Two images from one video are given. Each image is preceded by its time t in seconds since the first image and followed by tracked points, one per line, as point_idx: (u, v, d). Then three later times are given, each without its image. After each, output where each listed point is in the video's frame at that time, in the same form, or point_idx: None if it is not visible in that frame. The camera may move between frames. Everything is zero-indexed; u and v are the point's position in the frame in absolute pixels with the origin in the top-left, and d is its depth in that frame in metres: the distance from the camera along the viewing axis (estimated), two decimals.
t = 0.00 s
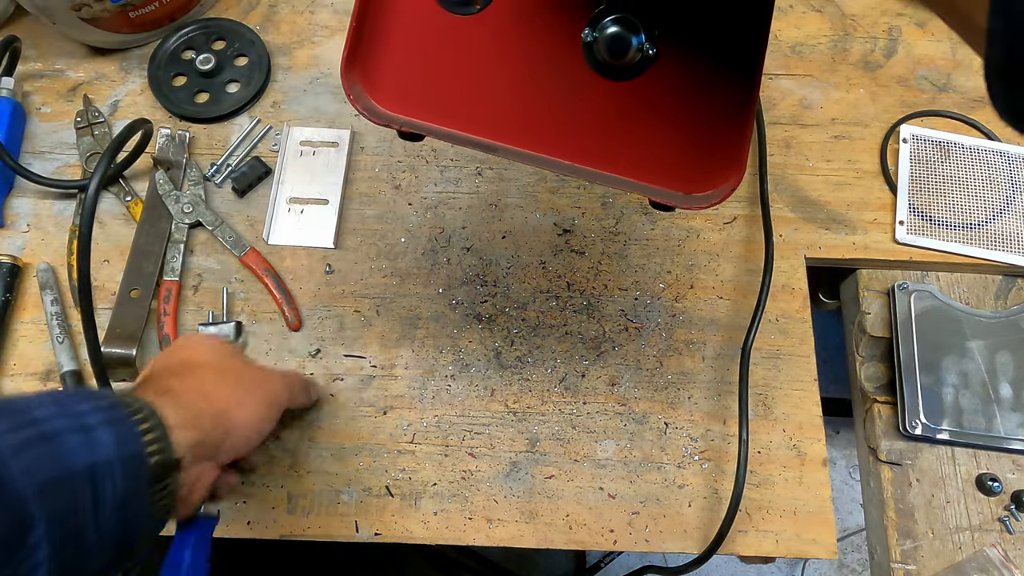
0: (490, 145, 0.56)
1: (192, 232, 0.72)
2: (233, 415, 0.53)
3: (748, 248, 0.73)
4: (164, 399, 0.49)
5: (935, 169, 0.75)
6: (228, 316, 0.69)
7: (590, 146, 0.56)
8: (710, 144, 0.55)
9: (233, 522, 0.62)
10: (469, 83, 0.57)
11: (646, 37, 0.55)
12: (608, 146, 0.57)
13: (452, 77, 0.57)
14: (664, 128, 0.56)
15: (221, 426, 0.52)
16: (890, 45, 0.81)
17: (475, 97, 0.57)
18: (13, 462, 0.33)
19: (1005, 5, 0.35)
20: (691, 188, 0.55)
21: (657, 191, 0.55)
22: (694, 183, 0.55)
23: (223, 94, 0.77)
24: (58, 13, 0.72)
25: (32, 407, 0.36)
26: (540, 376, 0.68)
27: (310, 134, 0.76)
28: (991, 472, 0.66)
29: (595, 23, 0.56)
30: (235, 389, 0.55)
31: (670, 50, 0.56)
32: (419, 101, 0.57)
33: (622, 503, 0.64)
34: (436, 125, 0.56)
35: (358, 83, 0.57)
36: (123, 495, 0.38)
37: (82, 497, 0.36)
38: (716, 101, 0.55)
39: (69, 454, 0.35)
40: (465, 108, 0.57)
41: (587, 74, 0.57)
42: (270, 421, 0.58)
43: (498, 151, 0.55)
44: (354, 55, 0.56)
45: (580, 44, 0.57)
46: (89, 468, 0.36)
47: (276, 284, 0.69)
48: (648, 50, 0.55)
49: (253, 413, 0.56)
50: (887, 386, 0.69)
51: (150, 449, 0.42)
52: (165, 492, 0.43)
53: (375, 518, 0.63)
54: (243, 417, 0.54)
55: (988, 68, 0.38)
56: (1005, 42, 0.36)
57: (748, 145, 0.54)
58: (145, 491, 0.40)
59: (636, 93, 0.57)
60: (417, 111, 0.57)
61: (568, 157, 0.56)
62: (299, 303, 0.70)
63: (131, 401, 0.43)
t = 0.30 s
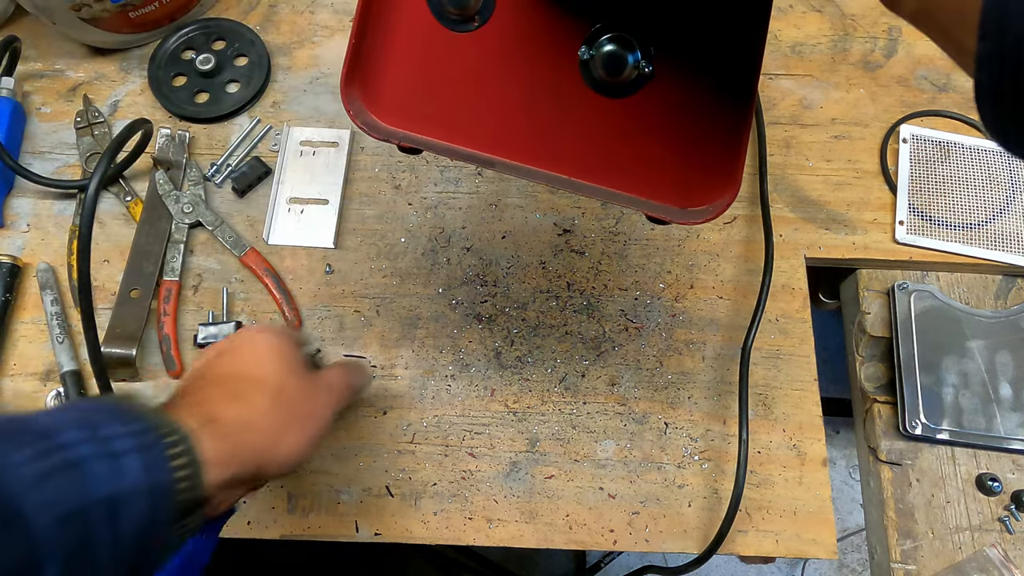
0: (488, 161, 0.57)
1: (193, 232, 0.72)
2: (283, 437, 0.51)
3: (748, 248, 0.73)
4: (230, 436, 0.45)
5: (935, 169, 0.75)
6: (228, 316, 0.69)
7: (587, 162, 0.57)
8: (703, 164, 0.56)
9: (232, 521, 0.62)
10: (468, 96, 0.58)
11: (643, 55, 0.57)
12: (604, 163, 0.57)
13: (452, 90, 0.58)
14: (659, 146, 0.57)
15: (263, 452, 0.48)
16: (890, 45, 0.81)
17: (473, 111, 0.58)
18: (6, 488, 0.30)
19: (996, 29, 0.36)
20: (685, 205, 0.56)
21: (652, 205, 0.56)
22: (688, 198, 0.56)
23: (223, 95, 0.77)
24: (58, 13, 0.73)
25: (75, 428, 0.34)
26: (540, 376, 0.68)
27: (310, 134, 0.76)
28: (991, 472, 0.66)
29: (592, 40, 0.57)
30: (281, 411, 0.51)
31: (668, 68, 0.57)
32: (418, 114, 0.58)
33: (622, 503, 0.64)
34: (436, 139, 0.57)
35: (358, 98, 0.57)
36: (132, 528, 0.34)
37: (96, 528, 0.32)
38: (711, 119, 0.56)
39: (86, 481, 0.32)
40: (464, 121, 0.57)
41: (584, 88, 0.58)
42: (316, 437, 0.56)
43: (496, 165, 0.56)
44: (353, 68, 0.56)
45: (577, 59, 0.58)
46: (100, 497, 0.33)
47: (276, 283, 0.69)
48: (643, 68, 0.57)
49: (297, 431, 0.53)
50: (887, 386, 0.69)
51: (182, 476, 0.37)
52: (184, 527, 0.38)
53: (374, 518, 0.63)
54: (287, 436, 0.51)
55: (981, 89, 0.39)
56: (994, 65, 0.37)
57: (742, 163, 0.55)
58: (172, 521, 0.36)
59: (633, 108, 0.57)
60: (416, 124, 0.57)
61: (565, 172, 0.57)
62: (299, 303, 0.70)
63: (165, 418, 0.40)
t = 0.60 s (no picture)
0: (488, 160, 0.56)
1: (193, 231, 0.72)
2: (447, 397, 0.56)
3: (748, 248, 0.73)
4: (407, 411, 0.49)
5: (935, 169, 0.75)
6: (228, 316, 0.69)
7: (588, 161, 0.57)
8: (703, 164, 0.56)
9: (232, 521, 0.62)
10: (470, 95, 0.57)
11: (644, 54, 0.57)
12: (605, 162, 0.57)
13: (453, 89, 0.57)
14: (660, 146, 0.57)
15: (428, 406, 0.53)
16: (890, 45, 0.81)
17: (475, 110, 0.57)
18: (248, 402, 0.34)
19: (998, 24, 0.36)
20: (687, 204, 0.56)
21: (653, 205, 0.56)
22: (689, 197, 0.56)
23: (223, 95, 0.77)
24: (58, 12, 0.73)
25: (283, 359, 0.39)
26: (540, 376, 0.68)
27: (310, 134, 0.76)
28: (991, 472, 0.66)
29: (593, 40, 0.57)
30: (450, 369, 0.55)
31: (667, 68, 0.57)
32: (419, 114, 0.57)
33: (622, 503, 0.64)
34: (436, 138, 0.57)
35: (357, 96, 0.56)
36: (324, 452, 0.39)
37: (303, 449, 0.37)
38: (710, 119, 0.56)
39: (297, 409, 0.37)
40: (465, 121, 0.57)
41: (584, 87, 0.58)
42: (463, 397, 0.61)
43: (496, 164, 0.55)
44: (353, 66, 0.56)
45: (577, 58, 0.58)
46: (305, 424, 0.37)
47: (276, 283, 0.69)
48: (644, 66, 0.57)
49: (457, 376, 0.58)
50: (886, 386, 0.69)
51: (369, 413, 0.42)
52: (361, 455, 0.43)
53: (375, 518, 0.63)
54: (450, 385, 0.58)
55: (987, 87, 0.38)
56: (998, 61, 0.37)
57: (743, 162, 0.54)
58: (349, 451, 0.41)
59: (633, 107, 0.57)
60: (417, 123, 0.57)
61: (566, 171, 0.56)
62: (299, 303, 0.70)
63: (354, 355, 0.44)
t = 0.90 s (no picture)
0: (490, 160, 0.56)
1: (193, 232, 0.72)
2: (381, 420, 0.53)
3: (748, 248, 0.73)
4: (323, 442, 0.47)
5: (935, 169, 0.75)
6: (228, 316, 0.69)
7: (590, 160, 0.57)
8: (704, 160, 0.56)
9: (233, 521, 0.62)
10: (471, 95, 0.57)
11: (642, 53, 0.57)
12: (609, 160, 0.57)
13: (455, 89, 0.57)
14: (661, 142, 0.57)
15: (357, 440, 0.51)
16: (890, 45, 0.81)
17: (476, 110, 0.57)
18: (161, 442, 0.33)
19: (1001, 13, 0.38)
20: (688, 202, 0.56)
21: (653, 204, 0.55)
22: (689, 196, 0.56)
23: (223, 95, 0.77)
24: (58, 12, 0.73)
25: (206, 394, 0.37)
26: (540, 376, 0.68)
27: (310, 134, 0.76)
28: (991, 472, 0.66)
29: (592, 39, 0.57)
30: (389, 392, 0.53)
31: (667, 66, 0.57)
32: (419, 114, 0.57)
33: (622, 503, 0.64)
34: (435, 138, 0.56)
35: (357, 96, 0.56)
36: (241, 488, 0.38)
37: (216, 492, 0.36)
38: (710, 114, 0.56)
39: (216, 446, 0.36)
40: (466, 122, 0.57)
41: (584, 87, 0.58)
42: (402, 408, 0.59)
43: (496, 164, 0.55)
44: (353, 67, 0.56)
45: (576, 57, 0.58)
46: (225, 459, 0.36)
47: (275, 283, 0.69)
48: (643, 65, 0.57)
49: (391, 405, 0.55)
50: (886, 386, 0.69)
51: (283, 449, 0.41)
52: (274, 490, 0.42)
53: (375, 518, 0.63)
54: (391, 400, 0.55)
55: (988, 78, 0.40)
56: (1000, 52, 0.38)
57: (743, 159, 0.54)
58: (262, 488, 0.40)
59: (635, 106, 0.57)
60: (418, 123, 0.57)
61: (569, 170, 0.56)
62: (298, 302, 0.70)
63: (271, 387, 0.43)
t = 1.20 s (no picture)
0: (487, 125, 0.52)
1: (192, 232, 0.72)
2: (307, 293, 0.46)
3: (748, 248, 0.73)
4: (198, 376, 0.44)
5: (935, 169, 0.75)
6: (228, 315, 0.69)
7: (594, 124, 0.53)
8: (710, 127, 0.54)
9: (233, 521, 0.62)
10: (466, 55, 0.53)
11: (648, 16, 0.53)
12: (614, 124, 0.53)
13: (449, 51, 0.53)
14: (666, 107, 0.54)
15: (244, 343, 0.45)
16: (890, 45, 0.81)
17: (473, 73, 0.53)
18: None
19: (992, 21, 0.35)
20: (693, 171, 0.53)
21: (658, 172, 0.52)
22: (695, 165, 0.53)
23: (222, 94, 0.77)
24: (59, 12, 0.73)
25: None
26: (540, 376, 0.68)
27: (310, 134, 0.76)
28: (991, 472, 0.66)
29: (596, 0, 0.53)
30: (279, 260, 0.45)
31: (672, 33, 0.54)
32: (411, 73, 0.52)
33: (622, 503, 0.64)
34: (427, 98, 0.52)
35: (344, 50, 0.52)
36: (80, 480, 0.38)
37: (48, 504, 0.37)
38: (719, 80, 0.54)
39: None
40: (461, 83, 0.53)
41: (588, 50, 0.54)
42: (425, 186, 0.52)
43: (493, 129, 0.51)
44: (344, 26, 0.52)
45: (581, 22, 0.54)
46: (22, 479, 0.37)
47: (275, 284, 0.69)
48: (648, 30, 0.53)
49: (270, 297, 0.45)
50: (887, 386, 0.69)
51: (112, 423, 0.39)
52: (172, 442, 0.41)
53: (375, 518, 0.63)
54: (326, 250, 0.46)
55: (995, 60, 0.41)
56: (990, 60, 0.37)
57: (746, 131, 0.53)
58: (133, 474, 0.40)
59: (641, 70, 0.54)
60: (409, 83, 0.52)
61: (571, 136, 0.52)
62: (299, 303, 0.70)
63: (75, 350, 0.40)
